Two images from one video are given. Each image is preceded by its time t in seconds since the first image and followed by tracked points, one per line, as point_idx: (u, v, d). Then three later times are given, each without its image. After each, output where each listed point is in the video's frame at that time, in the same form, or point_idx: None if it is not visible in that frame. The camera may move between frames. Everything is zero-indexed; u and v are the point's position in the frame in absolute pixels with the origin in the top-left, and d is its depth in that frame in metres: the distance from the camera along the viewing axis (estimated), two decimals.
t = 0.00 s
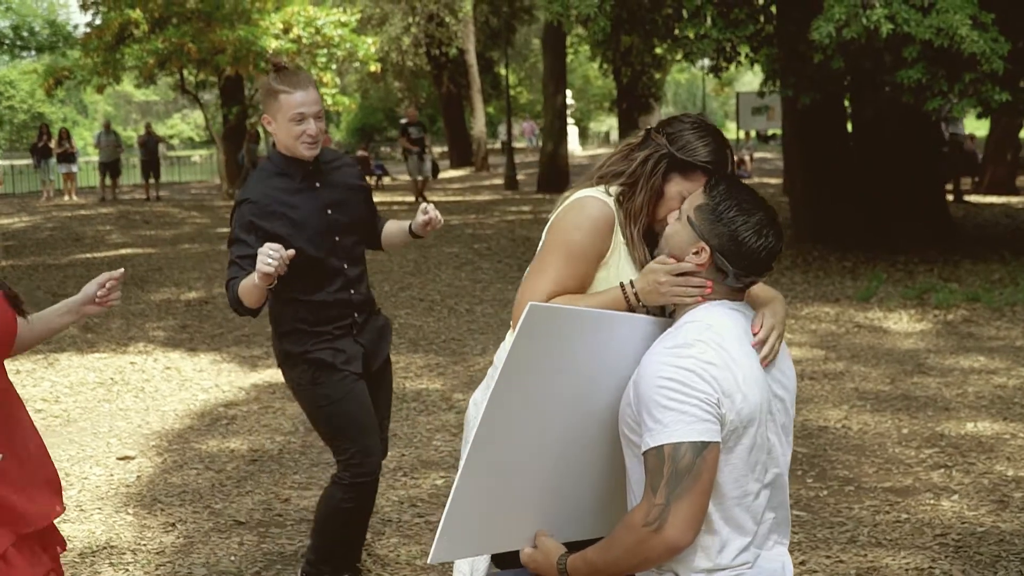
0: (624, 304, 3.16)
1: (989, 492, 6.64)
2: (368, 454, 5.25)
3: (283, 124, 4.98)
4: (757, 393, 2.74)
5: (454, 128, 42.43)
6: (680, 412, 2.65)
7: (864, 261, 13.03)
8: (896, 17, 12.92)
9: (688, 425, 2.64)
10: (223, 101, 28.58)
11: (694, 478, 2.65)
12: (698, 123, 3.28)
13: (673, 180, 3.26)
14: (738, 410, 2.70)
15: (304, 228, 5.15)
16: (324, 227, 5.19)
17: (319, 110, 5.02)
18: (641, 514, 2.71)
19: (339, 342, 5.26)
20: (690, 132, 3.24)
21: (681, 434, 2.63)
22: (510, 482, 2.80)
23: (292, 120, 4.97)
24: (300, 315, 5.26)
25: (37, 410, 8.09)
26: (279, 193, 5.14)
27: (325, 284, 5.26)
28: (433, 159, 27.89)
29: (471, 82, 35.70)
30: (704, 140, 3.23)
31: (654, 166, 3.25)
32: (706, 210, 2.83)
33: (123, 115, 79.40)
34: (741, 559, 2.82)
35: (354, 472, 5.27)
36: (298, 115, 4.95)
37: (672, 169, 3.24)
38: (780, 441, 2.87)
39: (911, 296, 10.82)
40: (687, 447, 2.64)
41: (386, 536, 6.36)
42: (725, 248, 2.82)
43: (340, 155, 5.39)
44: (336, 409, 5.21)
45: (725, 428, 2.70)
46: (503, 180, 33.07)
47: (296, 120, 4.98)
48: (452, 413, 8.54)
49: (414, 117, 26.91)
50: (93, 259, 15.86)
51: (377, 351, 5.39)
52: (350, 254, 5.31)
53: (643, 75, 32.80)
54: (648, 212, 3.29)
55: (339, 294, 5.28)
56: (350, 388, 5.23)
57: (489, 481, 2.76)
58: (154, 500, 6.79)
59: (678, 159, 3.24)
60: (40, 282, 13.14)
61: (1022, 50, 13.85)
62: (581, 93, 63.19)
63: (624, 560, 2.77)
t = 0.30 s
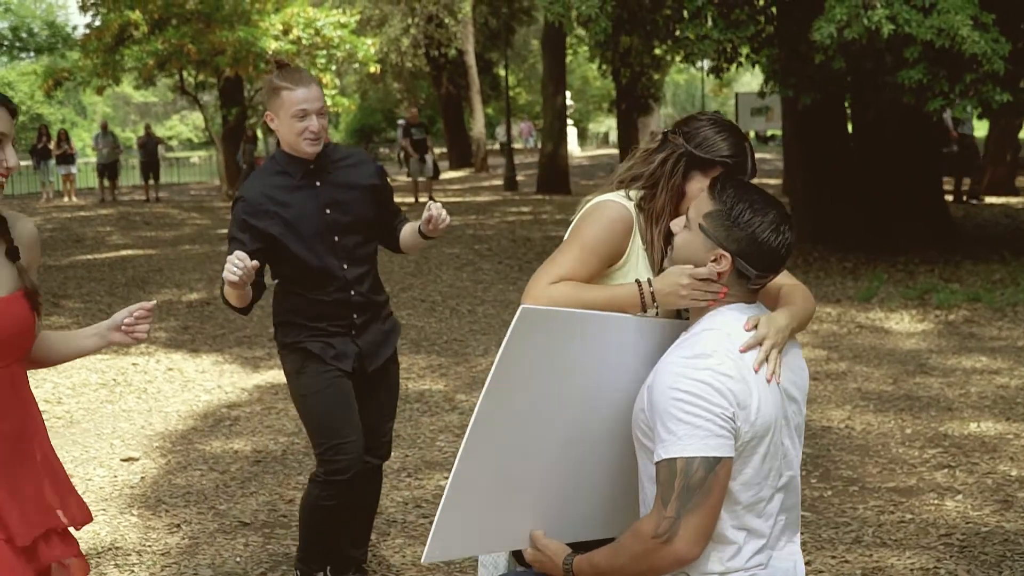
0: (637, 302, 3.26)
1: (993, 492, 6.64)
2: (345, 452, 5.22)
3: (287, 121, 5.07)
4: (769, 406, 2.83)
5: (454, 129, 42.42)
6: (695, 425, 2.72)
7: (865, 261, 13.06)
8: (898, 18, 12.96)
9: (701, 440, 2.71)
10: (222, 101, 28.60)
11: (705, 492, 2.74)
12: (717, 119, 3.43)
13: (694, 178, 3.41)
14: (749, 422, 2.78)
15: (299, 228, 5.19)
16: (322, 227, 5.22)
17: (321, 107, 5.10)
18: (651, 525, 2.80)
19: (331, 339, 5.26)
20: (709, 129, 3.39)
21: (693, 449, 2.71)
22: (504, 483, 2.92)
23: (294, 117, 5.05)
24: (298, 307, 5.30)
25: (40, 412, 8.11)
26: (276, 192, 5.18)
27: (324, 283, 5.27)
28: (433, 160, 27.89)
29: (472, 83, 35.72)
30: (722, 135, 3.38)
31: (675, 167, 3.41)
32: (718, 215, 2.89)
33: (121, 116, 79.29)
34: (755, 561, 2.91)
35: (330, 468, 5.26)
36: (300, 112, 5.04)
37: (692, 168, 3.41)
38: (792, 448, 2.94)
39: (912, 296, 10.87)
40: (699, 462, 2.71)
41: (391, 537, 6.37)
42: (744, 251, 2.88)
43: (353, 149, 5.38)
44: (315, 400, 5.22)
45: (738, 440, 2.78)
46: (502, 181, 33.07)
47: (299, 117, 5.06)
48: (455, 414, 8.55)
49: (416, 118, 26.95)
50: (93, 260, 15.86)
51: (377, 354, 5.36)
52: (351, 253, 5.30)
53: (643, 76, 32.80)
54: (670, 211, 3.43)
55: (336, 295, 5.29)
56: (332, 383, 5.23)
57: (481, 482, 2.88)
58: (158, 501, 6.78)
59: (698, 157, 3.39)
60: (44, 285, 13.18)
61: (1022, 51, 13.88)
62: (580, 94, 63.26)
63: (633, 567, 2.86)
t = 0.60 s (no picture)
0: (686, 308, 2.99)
1: (997, 492, 6.65)
2: (301, 447, 4.99)
3: (285, 112, 5.00)
4: (767, 414, 2.89)
5: (452, 130, 42.43)
6: (690, 436, 2.80)
7: (865, 261, 13.09)
8: (898, 18, 12.99)
9: (697, 451, 2.79)
10: (221, 103, 28.62)
11: (704, 502, 2.81)
12: (732, 119, 3.45)
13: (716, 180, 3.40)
14: (747, 429, 2.84)
15: (282, 222, 5.10)
16: (307, 223, 5.12)
17: (321, 98, 5.04)
18: (652, 536, 2.85)
19: (310, 332, 5.13)
20: (726, 129, 3.41)
21: (690, 459, 2.79)
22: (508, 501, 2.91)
23: (293, 109, 4.98)
24: (285, 300, 5.18)
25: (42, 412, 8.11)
26: (265, 191, 5.10)
27: (309, 278, 5.14)
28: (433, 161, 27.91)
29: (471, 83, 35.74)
30: (741, 133, 3.40)
31: (694, 170, 3.38)
32: (722, 224, 2.90)
33: (119, 117, 79.27)
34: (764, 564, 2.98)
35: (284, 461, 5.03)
36: (299, 105, 4.97)
37: (711, 169, 3.39)
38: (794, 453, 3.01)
39: (913, 296, 10.89)
40: (696, 472, 2.79)
41: (395, 538, 6.36)
42: (752, 253, 2.93)
43: (356, 148, 5.28)
44: (284, 388, 5.06)
45: (735, 450, 2.85)
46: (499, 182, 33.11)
47: (298, 109, 4.99)
48: (457, 415, 8.55)
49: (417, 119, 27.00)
50: (93, 261, 15.86)
51: (356, 361, 5.20)
52: (343, 255, 5.17)
53: (642, 77, 32.82)
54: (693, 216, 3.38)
55: (321, 292, 5.14)
56: (302, 374, 5.07)
57: (492, 501, 2.87)
58: (162, 503, 6.78)
59: (718, 159, 3.39)
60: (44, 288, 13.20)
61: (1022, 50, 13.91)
62: (579, 96, 63.39)
63: None
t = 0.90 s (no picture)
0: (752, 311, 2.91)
1: (999, 492, 6.65)
2: (286, 472, 4.99)
3: (277, 111, 4.97)
4: (757, 415, 2.92)
5: (451, 131, 42.41)
6: (682, 434, 2.84)
7: (865, 261, 13.10)
8: (899, 18, 12.98)
9: (690, 448, 2.82)
10: (219, 104, 28.62)
11: (699, 498, 2.83)
12: (737, 121, 3.39)
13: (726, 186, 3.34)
14: (736, 426, 2.88)
15: (264, 223, 5.05)
16: (287, 226, 5.05)
17: (314, 98, 5.00)
18: (648, 537, 2.86)
19: (291, 346, 5.06)
20: (732, 135, 3.36)
21: (681, 457, 2.82)
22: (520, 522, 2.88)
23: (285, 107, 4.96)
24: (267, 309, 5.12)
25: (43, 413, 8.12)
26: (252, 193, 5.05)
27: (289, 282, 5.07)
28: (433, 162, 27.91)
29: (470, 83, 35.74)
30: (748, 138, 3.35)
31: (703, 175, 3.32)
32: (725, 232, 2.88)
33: (118, 117, 79.24)
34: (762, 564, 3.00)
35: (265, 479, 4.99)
36: (292, 103, 4.94)
37: (721, 175, 3.33)
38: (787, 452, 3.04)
39: (913, 296, 10.90)
40: (688, 469, 2.82)
41: (397, 539, 6.36)
42: (756, 260, 2.92)
43: (348, 156, 5.21)
44: (261, 412, 5.01)
45: (727, 448, 2.88)
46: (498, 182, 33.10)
47: (291, 107, 4.96)
48: (458, 415, 8.56)
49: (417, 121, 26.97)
50: (92, 262, 15.86)
51: (339, 372, 5.16)
52: (322, 260, 5.09)
53: (640, 77, 32.81)
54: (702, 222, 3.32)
55: (300, 297, 5.08)
56: (282, 390, 5.02)
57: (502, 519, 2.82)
58: (163, 503, 6.78)
59: (728, 163, 3.33)
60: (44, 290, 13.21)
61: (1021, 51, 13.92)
62: (578, 96, 63.40)
63: None
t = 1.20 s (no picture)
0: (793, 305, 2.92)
1: (1001, 492, 6.65)
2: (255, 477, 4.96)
3: (270, 108, 4.99)
4: (757, 407, 2.80)
5: (450, 132, 42.39)
6: (679, 426, 2.73)
7: (866, 261, 13.12)
8: (899, 19, 12.99)
9: (686, 441, 2.71)
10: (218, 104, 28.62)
11: (694, 491, 2.69)
12: (723, 121, 3.19)
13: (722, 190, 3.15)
14: (734, 421, 2.76)
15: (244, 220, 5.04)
16: (266, 226, 5.02)
17: (308, 97, 5.02)
18: (645, 532, 2.75)
19: (254, 349, 5.01)
20: (721, 136, 3.15)
21: (680, 449, 2.70)
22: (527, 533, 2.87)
23: (279, 104, 4.97)
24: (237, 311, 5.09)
25: (43, 414, 8.12)
26: (235, 189, 5.06)
27: (258, 286, 5.03)
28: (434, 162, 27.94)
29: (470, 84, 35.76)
30: (739, 140, 3.15)
31: (698, 183, 3.13)
32: (732, 235, 2.84)
33: (118, 118, 79.32)
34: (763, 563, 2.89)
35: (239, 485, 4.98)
36: (285, 100, 4.95)
37: (718, 181, 3.13)
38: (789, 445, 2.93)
39: (914, 296, 10.92)
40: (684, 461, 2.70)
41: (400, 540, 6.35)
42: (764, 261, 2.88)
43: (337, 166, 5.18)
44: (234, 415, 4.98)
45: (726, 442, 2.76)
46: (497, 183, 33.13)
47: (284, 104, 4.97)
48: (460, 416, 8.56)
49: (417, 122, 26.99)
50: (92, 262, 15.89)
51: (310, 375, 5.08)
52: (295, 264, 5.04)
53: (640, 77, 32.82)
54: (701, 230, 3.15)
55: (269, 300, 5.03)
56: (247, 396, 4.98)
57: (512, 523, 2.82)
58: (165, 504, 6.77)
59: (723, 169, 3.13)
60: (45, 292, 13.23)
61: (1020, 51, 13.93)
62: (577, 97, 63.48)
63: None
